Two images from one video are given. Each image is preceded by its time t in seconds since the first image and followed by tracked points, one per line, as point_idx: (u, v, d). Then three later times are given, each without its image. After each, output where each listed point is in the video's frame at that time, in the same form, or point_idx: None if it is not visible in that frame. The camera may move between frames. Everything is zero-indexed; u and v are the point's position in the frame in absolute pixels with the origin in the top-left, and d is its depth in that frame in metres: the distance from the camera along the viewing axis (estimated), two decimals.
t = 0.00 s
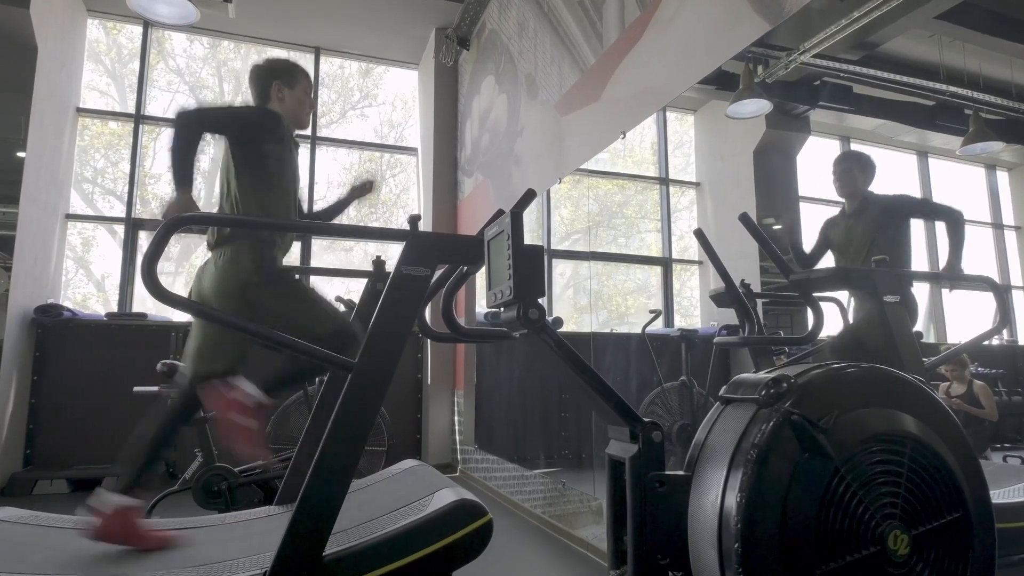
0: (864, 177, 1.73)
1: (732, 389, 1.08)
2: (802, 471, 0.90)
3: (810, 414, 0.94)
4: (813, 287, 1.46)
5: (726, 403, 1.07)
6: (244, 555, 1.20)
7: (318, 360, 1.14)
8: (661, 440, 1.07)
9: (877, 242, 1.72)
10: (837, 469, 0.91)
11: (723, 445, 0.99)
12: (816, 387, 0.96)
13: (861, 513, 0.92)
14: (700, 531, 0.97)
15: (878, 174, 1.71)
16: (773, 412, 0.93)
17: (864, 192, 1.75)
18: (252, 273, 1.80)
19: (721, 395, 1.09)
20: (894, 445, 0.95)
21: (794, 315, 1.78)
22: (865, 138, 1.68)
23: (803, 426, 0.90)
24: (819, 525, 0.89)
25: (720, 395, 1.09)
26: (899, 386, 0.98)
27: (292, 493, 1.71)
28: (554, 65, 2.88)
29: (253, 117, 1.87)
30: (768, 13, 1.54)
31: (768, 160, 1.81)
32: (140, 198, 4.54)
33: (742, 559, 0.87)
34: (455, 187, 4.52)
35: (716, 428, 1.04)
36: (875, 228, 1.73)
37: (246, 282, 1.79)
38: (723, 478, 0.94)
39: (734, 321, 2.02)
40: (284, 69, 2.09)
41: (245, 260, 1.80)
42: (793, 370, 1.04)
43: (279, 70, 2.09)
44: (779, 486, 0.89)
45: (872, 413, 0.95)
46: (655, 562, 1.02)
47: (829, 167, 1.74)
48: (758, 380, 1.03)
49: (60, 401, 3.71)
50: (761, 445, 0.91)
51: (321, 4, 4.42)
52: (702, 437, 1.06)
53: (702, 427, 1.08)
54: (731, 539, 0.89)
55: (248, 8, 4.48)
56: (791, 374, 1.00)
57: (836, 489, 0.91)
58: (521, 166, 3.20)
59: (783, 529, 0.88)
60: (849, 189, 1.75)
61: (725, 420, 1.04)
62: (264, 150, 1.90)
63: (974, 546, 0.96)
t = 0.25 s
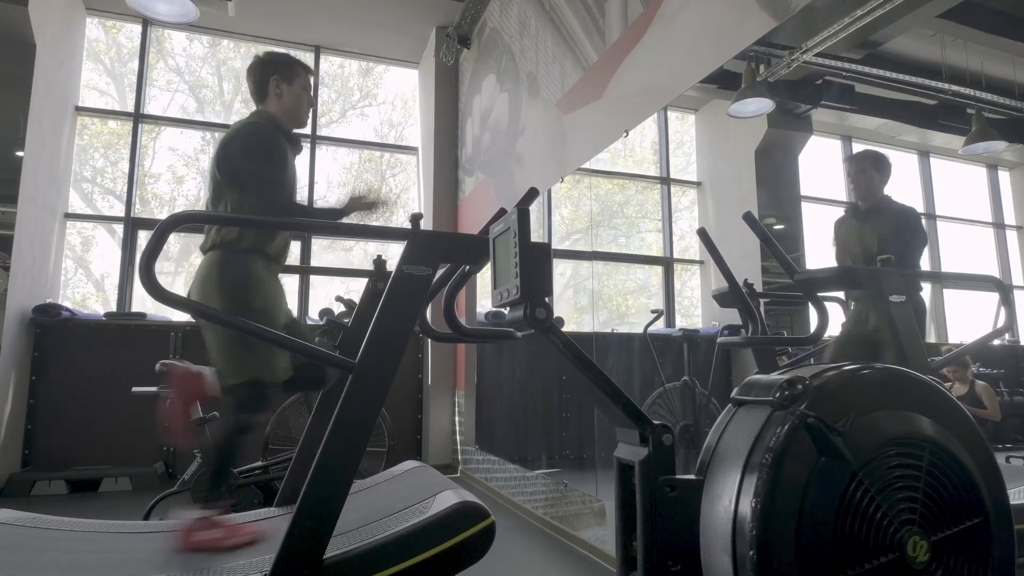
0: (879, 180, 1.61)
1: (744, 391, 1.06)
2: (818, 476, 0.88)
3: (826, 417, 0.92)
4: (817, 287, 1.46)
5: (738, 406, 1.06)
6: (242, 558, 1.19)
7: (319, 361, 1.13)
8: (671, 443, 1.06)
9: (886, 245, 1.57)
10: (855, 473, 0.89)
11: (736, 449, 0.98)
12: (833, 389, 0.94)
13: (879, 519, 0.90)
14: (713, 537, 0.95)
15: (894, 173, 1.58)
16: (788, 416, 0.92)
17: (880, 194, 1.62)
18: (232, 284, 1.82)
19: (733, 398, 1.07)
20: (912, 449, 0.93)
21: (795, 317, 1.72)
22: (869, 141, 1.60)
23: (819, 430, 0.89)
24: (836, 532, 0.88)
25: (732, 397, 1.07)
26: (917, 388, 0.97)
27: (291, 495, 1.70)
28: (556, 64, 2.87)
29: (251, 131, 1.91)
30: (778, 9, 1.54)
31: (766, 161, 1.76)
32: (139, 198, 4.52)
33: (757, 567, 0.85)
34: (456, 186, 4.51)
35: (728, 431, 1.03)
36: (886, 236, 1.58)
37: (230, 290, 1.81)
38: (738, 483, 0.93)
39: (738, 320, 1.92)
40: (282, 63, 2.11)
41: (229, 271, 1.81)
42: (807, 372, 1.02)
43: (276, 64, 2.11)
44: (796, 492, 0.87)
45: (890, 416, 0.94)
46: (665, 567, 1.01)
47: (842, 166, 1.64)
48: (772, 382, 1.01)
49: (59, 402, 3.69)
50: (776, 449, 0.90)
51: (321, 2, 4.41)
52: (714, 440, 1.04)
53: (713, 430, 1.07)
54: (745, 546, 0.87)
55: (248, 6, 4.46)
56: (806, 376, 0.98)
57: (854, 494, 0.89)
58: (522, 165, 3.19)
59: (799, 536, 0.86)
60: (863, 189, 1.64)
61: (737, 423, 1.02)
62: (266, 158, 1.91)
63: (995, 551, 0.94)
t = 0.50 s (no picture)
0: (870, 168, 1.56)
1: (757, 392, 1.05)
2: (834, 480, 0.87)
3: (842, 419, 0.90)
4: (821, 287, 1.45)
5: (750, 407, 1.04)
6: (240, 561, 1.17)
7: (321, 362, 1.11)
8: (681, 446, 1.05)
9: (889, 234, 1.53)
10: (872, 478, 0.88)
11: (749, 452, 0.96)
12: (849, 391, 0.92)
13: (895, 524, 0.88)
14: (724, 542, 0.94)
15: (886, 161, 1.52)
16: (803, 418, 0.90)
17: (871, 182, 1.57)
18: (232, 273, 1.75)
19: (745, 399, 1.06)
20: (928, 452, 0.92)
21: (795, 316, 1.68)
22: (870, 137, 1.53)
23: (834, 433, 0.87)
24: (852, 538, 0.86)
25: (744, 398, 1.06)
26: (936, 390, 0.95)
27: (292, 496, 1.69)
28: (557, 62, 2.86)
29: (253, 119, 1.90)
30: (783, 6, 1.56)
31: (766, 162, 1.72)
32: (139, 197, 4.51)
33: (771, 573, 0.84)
34: (456, 185, 4.49)
35: (740, 433, 1.01)
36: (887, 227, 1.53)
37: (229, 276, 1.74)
38: (751, 487, 0.91)
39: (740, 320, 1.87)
40: (283, 50, 2.11)
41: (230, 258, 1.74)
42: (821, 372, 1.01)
43: (276, 52, 2.10)
44: (811, 497, 0.86)
45: (907, 419, 0.92)
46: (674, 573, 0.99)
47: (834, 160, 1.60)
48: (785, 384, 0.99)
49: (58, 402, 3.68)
50: (790, 453, 0.88)
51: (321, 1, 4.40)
52: (726, 443, 1.03)
53: (725, 432, 1.05)
54: (759, 551, 0.86)
55: (247, 5, 4.45)
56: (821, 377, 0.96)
57: (869, 499, 0.88)
58: (524, 163, 3.18)
59: (814, 541, 0.85)
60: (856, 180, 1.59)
61: (750, 425, 1.00)
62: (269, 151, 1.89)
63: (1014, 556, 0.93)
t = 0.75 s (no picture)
0: (877, 168, 1.54)
1: (768, 391, 1.02)
2: (851, 482, 0.84)
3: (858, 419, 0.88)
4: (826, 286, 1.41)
5: (762, 406, 1.02)
6: (241, 562, 1.16)
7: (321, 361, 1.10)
8: (691, 447, 1.03)
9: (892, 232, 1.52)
10: (890, 479, 0.86)
11: (762, 453, 0.93)
12: (864, 390, 0.89)
13: (914, 527, 0.86)
14: (737, 546, 0.91)
15: (892, 163, 1.50)
16: (819, 419, 0.87)
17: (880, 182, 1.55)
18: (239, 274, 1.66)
19: (756, 398, 1.03)
20: (945, 452, 0.89)
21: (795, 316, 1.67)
22: (875, 134, 1.52)
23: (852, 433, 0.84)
24: (870, 541, 0.84)
25: (754, 397, 1.03)
26: (952, 388, 0.93)
27: (292, 497, 1.67)
28: (558, 60, 2.84)
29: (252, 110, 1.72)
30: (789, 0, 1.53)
31: (769, 161, 1.70)
32: (139, 197, 4.49)
33: None
34: (456, 184, 4.48)
35: (753, 434, 0.99)
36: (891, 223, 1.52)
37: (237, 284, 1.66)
38: (766, 490, 0.89)
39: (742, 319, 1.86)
40: (288, 46, 2.09)
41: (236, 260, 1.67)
42: (835, 370, 0.98)
43: (281, 49, 2.08)
44: (828, 500, 0.84)
45: (925, 418, 0.90)
46: None
47: (840, 157, 1.58)
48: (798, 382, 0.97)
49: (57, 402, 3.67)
50: (806, 454, 0.85)
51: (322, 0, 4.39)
52: (737, 443, 1.00)
53: (736, 432, 1.03)
54: (775, 556, 0.83)
55: (247, 4, 4.44)
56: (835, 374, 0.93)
57: (887, 501, 0.86)
58: (525, 162, 3.16)
59: (832, 546, 0.83)
60: (864, 180, 1.57)
61: (762, 425, 0.98)
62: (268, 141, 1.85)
63: None
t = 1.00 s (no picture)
0: (885, 173, 1.49)
1: (779, 391, 1.01)
2: (865, 483, 0.83)
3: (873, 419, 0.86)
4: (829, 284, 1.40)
5: (772, 406, 1.00)
6: (240, 564, 1.14)
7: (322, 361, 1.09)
8: (700, 447, 1.02)
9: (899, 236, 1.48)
10: (905, 481, 0.84)
11: (774, 454, 0.92)
12: (879, 389, 0.88)
13: (929, 530, 0.85)
14: (747, 549, 0.90)
15: (899, 167, 1.47)
16: (832, 418, 0.86)
17: (886, 187, 1.50)
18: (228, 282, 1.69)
19: (766, 397, 1.02)
20: (961, 452, 0.88)
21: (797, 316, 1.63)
22: (879, 135, 1.47)
23: (866, 433, 0.83)
24: (885, 543, 0.83)
25: (765, 397, 1.02)
26: (969, 387, 0.91)
27: (291, 498, 1.66)
28: (560, 59, 2.83)
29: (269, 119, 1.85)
30: None
31: (771, 160, 1.68)
32: (139, 197, 4.48)
33: None
34: (457, 183, 4.47)
35: (764, 434, 0.97)
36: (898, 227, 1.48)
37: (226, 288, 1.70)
38: (778, 491, 0.87)
39: (744, 319, 1.85)
40: (289, 55, 2.09)
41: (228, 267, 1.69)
42: (848, 369, 0.97)
43: (282, 57, 2.08)
44: (842, 501, 0.82)
45: (941, 418, 0.88)
46: None
47: (848, 161, 1.52)
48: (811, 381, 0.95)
49: (57, 402, 3.65)
50: (820, 454, 0.84)
51: None
52: (748, 444, 0.99)
53: (746, 432, 1.01)
54: (787, 559, 0.82)
55: (248, 2, 4.43)
56: (848, 373, 0.92)
57: (902, 503, 0.84)
58: (525, 161, 3.15)
59: (846, 548, 0.81)
60: (870, 184, 1.52)
61: (774, 425, 0.96)
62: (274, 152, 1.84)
63: None
